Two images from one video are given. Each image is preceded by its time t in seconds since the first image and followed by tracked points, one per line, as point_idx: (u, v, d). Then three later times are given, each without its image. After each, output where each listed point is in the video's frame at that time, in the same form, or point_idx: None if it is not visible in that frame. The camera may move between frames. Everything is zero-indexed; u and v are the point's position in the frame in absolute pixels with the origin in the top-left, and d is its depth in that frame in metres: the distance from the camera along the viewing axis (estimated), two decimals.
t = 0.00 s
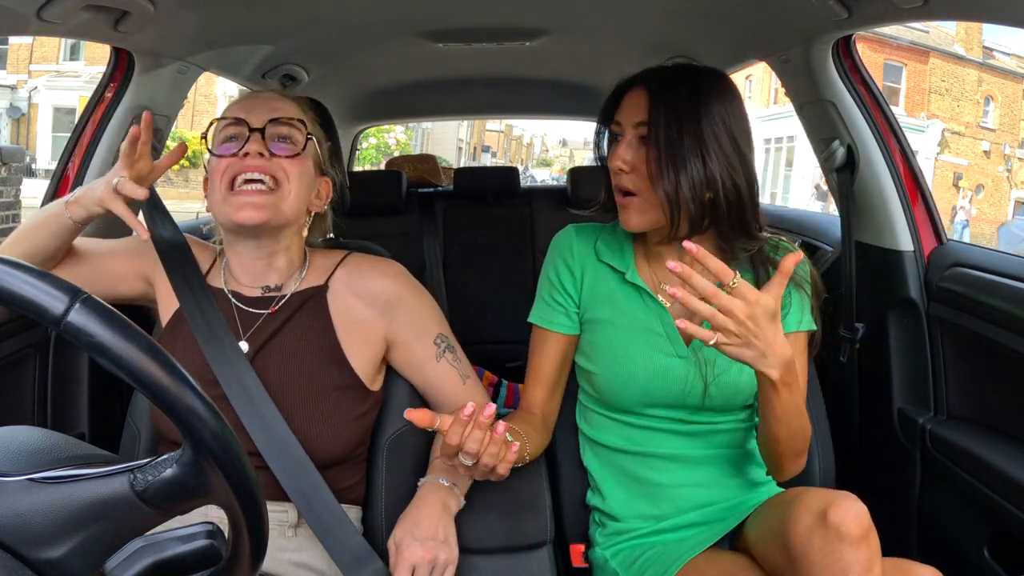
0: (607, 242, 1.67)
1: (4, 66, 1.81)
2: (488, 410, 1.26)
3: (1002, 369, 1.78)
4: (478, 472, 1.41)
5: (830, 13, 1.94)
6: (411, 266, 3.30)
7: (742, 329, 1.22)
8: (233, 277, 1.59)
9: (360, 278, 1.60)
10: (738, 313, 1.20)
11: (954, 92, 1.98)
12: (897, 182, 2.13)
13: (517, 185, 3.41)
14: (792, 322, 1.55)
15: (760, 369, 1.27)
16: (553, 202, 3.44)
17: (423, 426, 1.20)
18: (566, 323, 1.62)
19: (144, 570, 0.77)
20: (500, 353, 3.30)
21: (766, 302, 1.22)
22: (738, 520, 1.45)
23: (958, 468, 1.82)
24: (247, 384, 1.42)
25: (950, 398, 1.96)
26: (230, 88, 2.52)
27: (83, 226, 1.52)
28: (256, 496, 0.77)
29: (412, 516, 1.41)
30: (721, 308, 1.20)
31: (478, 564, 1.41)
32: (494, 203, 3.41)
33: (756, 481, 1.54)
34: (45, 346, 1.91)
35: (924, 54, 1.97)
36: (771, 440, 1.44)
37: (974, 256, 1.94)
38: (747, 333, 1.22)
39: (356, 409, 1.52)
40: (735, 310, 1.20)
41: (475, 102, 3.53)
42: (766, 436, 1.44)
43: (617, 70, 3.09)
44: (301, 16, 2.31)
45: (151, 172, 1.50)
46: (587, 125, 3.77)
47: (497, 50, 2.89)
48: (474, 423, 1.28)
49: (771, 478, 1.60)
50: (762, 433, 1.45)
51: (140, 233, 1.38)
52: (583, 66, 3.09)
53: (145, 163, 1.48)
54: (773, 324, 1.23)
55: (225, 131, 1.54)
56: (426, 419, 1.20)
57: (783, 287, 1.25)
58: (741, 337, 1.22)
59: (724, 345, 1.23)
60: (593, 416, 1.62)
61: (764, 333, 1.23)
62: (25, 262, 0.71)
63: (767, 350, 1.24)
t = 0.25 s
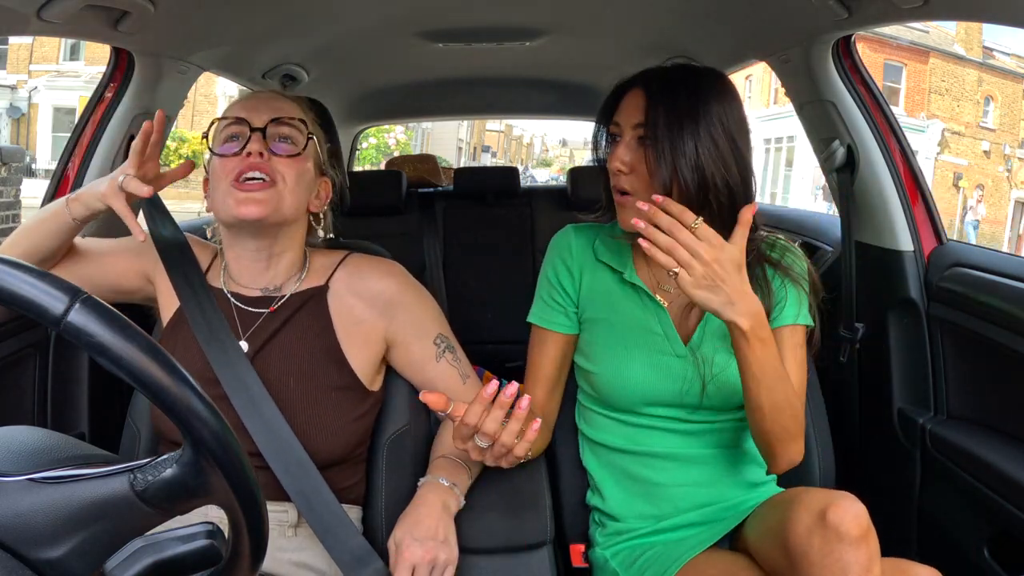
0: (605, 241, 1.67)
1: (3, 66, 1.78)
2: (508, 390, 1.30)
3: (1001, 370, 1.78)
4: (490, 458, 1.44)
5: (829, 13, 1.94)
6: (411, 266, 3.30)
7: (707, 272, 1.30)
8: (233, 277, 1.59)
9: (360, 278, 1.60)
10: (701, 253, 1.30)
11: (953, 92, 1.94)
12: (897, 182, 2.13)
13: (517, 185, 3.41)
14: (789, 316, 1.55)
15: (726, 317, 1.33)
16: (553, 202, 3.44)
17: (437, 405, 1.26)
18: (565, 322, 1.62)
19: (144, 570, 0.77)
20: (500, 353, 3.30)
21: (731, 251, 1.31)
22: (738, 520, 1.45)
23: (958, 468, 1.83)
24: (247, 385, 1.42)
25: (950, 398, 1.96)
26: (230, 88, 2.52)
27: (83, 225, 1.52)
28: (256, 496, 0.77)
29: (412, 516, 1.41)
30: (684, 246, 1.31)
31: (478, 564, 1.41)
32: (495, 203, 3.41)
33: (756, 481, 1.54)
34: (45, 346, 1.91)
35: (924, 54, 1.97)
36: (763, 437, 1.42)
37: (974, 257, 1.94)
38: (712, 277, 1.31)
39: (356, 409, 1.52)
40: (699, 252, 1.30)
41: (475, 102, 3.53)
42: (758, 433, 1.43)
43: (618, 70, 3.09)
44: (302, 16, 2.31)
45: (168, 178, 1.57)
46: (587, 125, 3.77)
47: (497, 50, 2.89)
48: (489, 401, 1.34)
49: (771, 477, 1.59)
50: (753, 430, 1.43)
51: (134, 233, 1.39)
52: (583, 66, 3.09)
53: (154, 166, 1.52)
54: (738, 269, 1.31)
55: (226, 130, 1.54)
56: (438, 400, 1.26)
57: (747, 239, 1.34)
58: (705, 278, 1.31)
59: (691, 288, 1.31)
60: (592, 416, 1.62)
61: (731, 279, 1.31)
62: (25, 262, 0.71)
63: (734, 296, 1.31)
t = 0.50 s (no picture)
0: (605, 241, 1.66)
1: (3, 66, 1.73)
2: (496, 382, 1.28)
3: (1001, 370, 1.78)
4: (484, 450, 1.44)
5: (830, 13, 1.94)
6: (411, 266, 3.30)
7: (699, 265, 1.30)
8: (232, 277, 1.59)
9: (359, 278, 1.60)
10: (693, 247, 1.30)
11: (954, 92, 1.93)
12: (897, 182, 2.13)
13: (517, 185, 3.41)
14: (787, 314, 1.55)
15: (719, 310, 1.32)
16: (553, 202, 3.44)
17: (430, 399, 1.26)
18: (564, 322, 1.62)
19: (144, 570, 0.77)
20: (500, 353, 3.31)
21: (722, 245, 1.31)
22: (738, 519, 1.45)
23: (958, 468, 1.83)
24: (248, 384, 1.42)
25: (950, 398, 1.96)
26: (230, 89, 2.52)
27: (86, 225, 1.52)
28: (256, 496, 0.77)
29: (412, 515, 1.41)
30: (678, 241, 1.30)
31: (479, 564, 1.41)
32: (495, 203, 3.41)
33: (756, 481, 1.54)
34: (46, 346, 1.91)
35: (924, 54, 1.97)
36: (763, 432, 1.42)
37: (974, 257, 1.95)
38: (705, 271, 1.30)
39: (356, 410, 1.52)
40: (691, 246, 1.30)
41: (476, 102, 3.53)
42: (757, 428, 1.42)
43: (618, 70, 3.09)
44: (302, 16, 2.32)
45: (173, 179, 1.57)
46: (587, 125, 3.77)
47: (497, 50, 2.89)
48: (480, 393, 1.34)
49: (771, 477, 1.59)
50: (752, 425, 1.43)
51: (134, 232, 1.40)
52: (583, 66, 3.09)
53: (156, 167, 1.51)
54: (730, 263, 1.31)
55: (227, 130, 1.53)
56: (431, 395, 1.26)
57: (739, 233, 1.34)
58: (699, 272, 1.30)
59: (683, 281, 1.31)
60: (592, 415, 1.62)
61: (723, 272, 1.30)
62: (25, 262, 0.71)
63: (728, 289, 1.31)
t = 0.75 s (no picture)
0: (605, 241, 1.66)
1: (3, 66, 1.74)
2: (495, 379, 1.29)
3: (1001, 370, 1.78)
4: (483, 449, 1.43)
5: (830, 13, 1.94)
6: (411, 266, 3.30)
7: (698, 268, 1.30)
8: (232, 278, 1.59)
9: (359, 279, 1.60)
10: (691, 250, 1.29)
11: (953, 92, 1.94)
12: (897, 182, 2.13)
13: (517, 185, 3.41)
14: (787, 314, 1.55)
15: (717, 312, 1.32)
16: (553, 202, 3.44)
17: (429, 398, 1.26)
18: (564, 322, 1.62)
19: (145, 570, 0.77)
20: (500, 353, 3.31)
21: (720, 245, 1.31)
22: (738, 520, 1.45)
23: (958, 468, 1.83)
24: (248, 385, 1.43)
25: (950, 398, 1.96)
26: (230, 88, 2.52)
27: (85, 221, 1.52)
28: (256, 496, 0.77)
29: (412, 515, 1.41)
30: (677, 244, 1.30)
31: (479, 564, 1.41)
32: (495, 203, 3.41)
33: (756, 481, 1.54)
34: (45, 346, 1.91)
35: (924, 54, 1.97)
36: (762, 433, 1.42)
37: (974, 257, 1.94)
38: (704, 273, 1.30)
39: (356, 410, 1.52)
40: (690, 247, 1.29)
41: (476, 102, 3.53)
42: (756, 429, 1.42)
43: (618, 70, 3.09)
44: (302, 16, 2.32)
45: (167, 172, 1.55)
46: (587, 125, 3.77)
47: (497, 50, 2.89)
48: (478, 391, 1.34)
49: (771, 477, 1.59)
50: (751, 426, 1.43)
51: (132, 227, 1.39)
52: (583, 66, 3.09)
53: (150, 160, 1.50)
54: (728, 264, 1.31)
55: (226, 130, 1.52)
56: (430, 394, 1.26)
57: (736, 234, 1.34)
58: (697, 274, 1.30)
59: (682, 282, 1.30)
60: (592, 416, 1.62)
61: (722, 272, 1.31)
62: (24, 262, 0.71)
63: (726, 290, 1.31)
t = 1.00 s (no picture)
0: (606, 242, 1.67)
1: (3, 66, 1.75)
2: (495, 377, 1.29)
3: (1001, 370, 1.78)
4: (482, 448, 1.43)
5: (830, 13, 1.94)
6: (411, 267, 3.30)
7: (707, 235, 1.33)
8: (232, 278, 1.59)
9: (358, 278, 1.60)
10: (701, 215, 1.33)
11: (953, 92, 1.94)
12: (897, 182, 2.13)
13: (517, 185, 3.41)
14: (787, 311, 1.55)
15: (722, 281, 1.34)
16: (553, 202, 3.44)
17: (429, 396, 1.26)
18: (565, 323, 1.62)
19: (145, 570, 0.77)
20: (500, 353, 3.30)
21: (730, 219, 1.34)
22: (737, 520, 1.45)
23: (958, 468, 1.83)
24: (248, 385, 1.43)
25: (950, 398, 1.96)
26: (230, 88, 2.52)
27: (86, 220, 1.52)
28: (256, 496, 0.77)
29: (412, 515, 1.41)
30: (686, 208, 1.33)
31: (479, 564, 1.41)
32: (495, 203, 3.41)
33: (755, 481, 1.54)
34: (45, 346, 1.91)
35: (924, 54, 1.97)
36: (769, 418, 1.41)
37: (974, 257, 1.94)
38: (713, 238, 1.33)
39: (356, 410, 1.52)
40: (701, 212, 1.33)
41: (476, 102, 3.53)
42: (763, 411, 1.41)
43: (618, 70, 3.09)
44: (302, 16, 2.31)
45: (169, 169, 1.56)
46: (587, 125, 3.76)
47: (497, 50, 2.89)
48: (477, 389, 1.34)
49: (771, 476, 1.59)
50: (757, 412, 1.42)
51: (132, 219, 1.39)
52: (583, 66, 3.09)
53: (152, 157, 1.50)
54: (734, 239, 1.34)
55: (225, 133, 1.52)
56: (430, 394, 1.26)
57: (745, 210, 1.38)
58: (705, 241, 1.33)
59: (691, 248, 1.33)
60: (592, 416, 1.62)
61: (730, 242, 1.34)
62: (25, 262, 0.71)
63: (733, 260, 1.33)
